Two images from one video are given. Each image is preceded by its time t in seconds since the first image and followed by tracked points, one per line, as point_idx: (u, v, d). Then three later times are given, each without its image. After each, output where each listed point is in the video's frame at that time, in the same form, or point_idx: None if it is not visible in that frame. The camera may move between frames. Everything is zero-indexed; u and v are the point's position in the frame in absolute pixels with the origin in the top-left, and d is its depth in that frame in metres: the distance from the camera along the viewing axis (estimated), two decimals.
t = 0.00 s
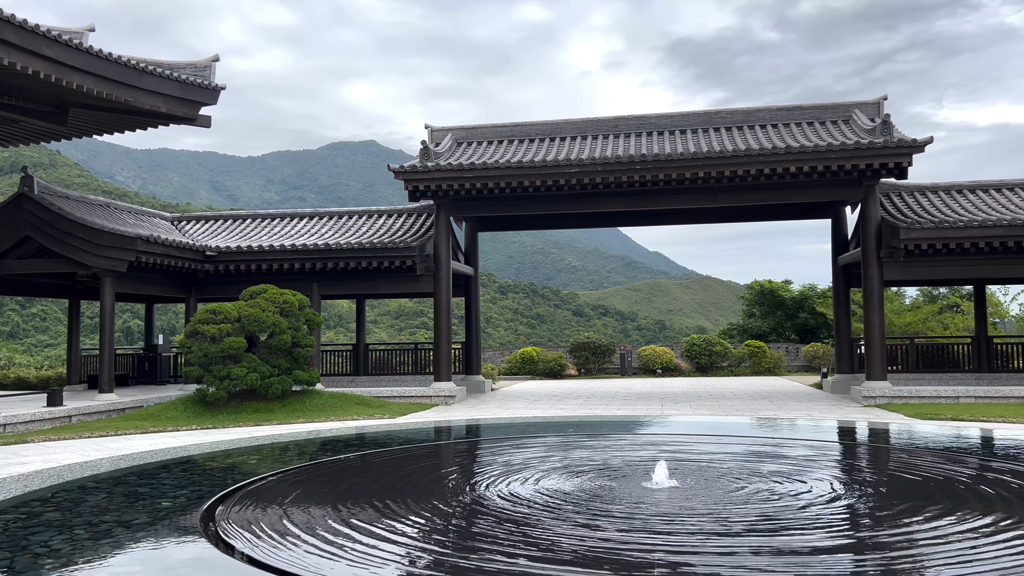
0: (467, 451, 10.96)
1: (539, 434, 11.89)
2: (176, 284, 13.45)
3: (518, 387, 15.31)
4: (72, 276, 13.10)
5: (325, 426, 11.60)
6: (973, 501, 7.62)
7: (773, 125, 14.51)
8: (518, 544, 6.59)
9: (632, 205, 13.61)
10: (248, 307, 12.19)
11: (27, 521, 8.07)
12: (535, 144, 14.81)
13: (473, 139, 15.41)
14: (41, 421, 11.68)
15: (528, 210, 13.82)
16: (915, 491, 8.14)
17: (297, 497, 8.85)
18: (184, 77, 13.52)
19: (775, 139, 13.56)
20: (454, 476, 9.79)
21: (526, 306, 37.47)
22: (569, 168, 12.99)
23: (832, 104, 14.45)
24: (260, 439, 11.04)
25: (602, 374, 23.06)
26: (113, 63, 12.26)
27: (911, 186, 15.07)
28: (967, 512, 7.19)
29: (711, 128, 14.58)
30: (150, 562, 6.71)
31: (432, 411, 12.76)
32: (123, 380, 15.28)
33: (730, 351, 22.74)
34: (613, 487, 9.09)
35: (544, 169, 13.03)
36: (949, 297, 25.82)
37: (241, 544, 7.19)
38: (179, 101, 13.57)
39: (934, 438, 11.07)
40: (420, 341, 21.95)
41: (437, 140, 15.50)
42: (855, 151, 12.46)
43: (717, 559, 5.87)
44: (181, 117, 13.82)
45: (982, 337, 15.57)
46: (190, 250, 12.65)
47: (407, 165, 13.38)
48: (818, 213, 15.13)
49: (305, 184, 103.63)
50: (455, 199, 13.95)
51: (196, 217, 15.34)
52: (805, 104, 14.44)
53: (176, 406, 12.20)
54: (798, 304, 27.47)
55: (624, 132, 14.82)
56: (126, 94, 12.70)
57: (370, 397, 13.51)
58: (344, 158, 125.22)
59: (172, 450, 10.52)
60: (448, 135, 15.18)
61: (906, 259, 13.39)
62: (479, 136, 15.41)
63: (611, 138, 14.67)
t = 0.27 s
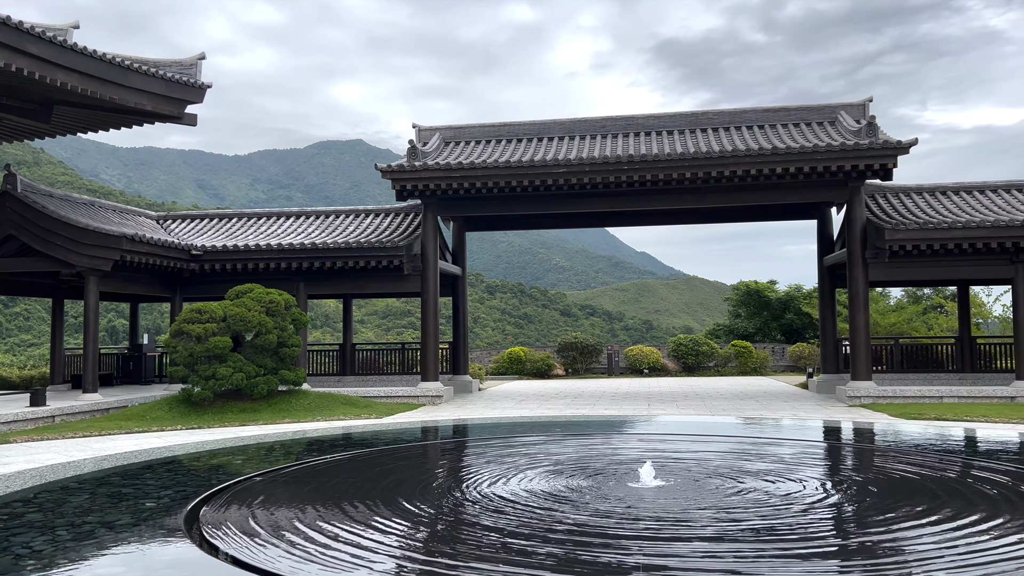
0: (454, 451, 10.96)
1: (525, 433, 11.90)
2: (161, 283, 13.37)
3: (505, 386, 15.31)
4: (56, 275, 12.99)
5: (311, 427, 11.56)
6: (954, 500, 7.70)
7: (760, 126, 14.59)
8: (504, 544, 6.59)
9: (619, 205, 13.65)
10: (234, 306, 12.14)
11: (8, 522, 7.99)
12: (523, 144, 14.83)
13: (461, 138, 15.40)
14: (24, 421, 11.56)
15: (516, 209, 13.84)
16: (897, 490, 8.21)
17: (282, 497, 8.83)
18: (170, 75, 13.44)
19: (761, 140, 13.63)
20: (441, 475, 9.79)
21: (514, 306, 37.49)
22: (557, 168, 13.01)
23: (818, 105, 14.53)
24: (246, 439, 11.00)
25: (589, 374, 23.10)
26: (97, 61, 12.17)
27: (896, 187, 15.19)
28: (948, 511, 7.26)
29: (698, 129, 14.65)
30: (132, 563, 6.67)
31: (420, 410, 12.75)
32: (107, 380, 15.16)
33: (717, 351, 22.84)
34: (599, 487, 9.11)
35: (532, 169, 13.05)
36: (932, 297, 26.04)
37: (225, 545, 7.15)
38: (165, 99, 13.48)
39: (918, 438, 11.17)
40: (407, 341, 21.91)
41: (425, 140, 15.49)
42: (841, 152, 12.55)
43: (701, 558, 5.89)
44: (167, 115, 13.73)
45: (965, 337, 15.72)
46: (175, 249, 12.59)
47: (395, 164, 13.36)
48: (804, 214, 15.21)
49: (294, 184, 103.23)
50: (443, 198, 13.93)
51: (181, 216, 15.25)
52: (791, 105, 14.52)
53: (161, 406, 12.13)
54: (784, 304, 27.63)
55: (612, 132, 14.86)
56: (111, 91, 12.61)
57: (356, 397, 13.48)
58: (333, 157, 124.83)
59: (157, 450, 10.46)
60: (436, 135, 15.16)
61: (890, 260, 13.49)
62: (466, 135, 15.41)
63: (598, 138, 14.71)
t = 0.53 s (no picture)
0: (442, 450, 10.96)
1: (513, 433, 11.91)
2: (147, 282, 13.30)
3: (494, 386, 15.32)
4: (42, 274, 12.89)
5: (298, 427, 11.54)
6: (938, 499, 7.75)
7: (747, 127, 14.65)
8: (490, 544, 6.59)
9: (608, 205, 13.68)
10: (221, 306, 12.10)
11: None
12: (512, 144, 14.84)
13: (449, 138, 15.40)
14: (8, 421, 11.47)
15: (504, 209, 13.84)
16: (882, 490, 8.27)
17: (268, 497, 8.80)
18: (157, 73, 13.37)
19: (749, 141, 13.69)
20: (428, 475, 9.78)
21: (503, 306, 37.50)
22: (545, 168, 13.02)
23: (805, 107, 14.61)
24: (232, 439, 10.96)
25: (577, 374, 23.15)
26: (83, 59, 12.09)
27: (883, 188, 15.29)
28: (932, 510, 7.32)
29: (686, 129, 14.70)
30: (116, 564, 6.63)
31: (408, 411, 12.73)
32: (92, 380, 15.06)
33: (705, 351, 22.92)
34: (585, 487, 9.13)
35: (521, 169, 13.06)
36: (918, 298, 26.23)
37: (210, 545, 7.12)
38: (151, 98, 13.41)
39: (903, 437, 11.25)
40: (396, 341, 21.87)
41: (413, 139, 15.47)
42: (827, 153, 12.63)
43: (685, 558, 5.92)
44: (153, 114, 13.66)
45: (951, 338, 15.84)
46: (161, 248, 12.53)
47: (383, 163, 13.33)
48: (791, 215, 15.29)
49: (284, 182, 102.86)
50: (432, 198, 13.92)
51: (168, 215, 15.17)
52: (778, 106, 14.59)
53: (147, 406, 12.07)
54: (771, 304, 27.75)
55: (600, 133, 14.89)
56: (97, 89, 12.53)
57: (344, 397, 13.46)
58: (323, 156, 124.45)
59: (142, 450, 10.41)
60: (424, 135, 15.15)
61: (877, 260, 13.57)
62: (455, 135, 15.40)
63: (586, 138, 14.73)
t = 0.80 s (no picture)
0: (430, 450, 10.96)
1: (502, 433, 11.92)
2: (134, 282, 13.22)
3: (483, 386, 15.32)
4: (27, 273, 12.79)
5: (286, 427, 11.50)
6: (922, 498, 7.82)
7: (735, 127, 14.72)
8: (476, 544, 6.59)
9: (597, 205, 13.71)
10: (209, 306, 12.05)
11: None
12: (501, 143, 14.84)
13: (438, 138, 15.39)
14: None
15: (494, 209, 13.84)
16: (867, 489, 8.33)
17: (255, 497, 8.77)
18: (144, 71, 13.30)
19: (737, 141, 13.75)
20: (415, 475, 9.78)
21: (492, 306, 37.50)
22: (535, 168, 13.03)
23: (793, 108, 14.69)
24: (220, 439, 10.92)
25: (566, 374, 23.18)
26: (70, 56, 12.01)
27: (870, 189, 15.38)
28: (916, 509, 7.37)
29: (674, 130, 14.75)
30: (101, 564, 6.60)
31: (396, 411, 12.72)
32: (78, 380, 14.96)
33: (693, 351, 23.00)
34: (572, 486, 9.14)
35: (510, 169, 13.06)
36: (904, 298, 26.41)
37: (196, 546, 7.09)
38: (138, 96, 13.34)
39: (889, 437, 11.33)
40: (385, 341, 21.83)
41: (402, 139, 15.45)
42: (815, 155, 12.70)
43: (671, 557, 5.94)
44: (141, 112, 13.58)
45: (937, 338, 15.96)
46: (148, 247, 12.47)
47: (372, 163, 13.31)
48: (779, 215, 15.36)
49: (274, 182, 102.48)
50: (421, 198, 13.91)
51: (155, 214, 15.09)
52: (767, 107, 14.66)
53: (134, 407, 12.00)
54: (759, 305, 27.87)
55: (589, 133, 14.92)
56: (84, 87, 12.45)
57: (332, 397, 13.43)
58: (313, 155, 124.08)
59: (129, 450, 10.36)
60: (413, 134, 15.13)
61: (864, 261, 13.66)
62: (444, 135, 15.39)
63: (575, 139, 14.76)
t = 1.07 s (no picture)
0: (417, 450, 10.95)
1: (490, 433, 11.92)
2: (121, 281, 13.15)
3: (472, 386, 15.33)
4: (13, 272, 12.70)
5: (274, 426, 11.47)
6: (907, 497, 7.87)
7: (724, 128, 14.77)
8: (462, 544, 6.60)
9: (586, 205, 13.73)
10: (196, 305, 12.01)
11: None
12: (490, 143, 14.85)
13: (428, 137, 15.37)
14: None
15: (483, 209, 13.84)
16: (853, 488, 8.38)
17: (242, 497, 8.76)
18: (132, 69, 13.22)
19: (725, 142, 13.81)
20: (403, 474, 9.78)
21: (482, 306, 37.48)
22: (524, 168, 13.04)
23: (781, 109, 14.76)
24: (207, 439, 10.88)
25: (555, 374, 23.19)
26: (56, 54, 11.93)
27: (858, 190, 15.48)
28: (901, 508, 7.42)
29: (663, 130, 14.79)
30: (85, 565, 6.57)
31: (385, 410, 12.70)
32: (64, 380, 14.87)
33: (682, 351, 23.07)
34: (560, 486, 9.16)
35: (499, 168, 13.06)
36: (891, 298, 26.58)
37: (183, 547, 7.06)
38: (126, 94, 13.26)
39: (875, 436, 11.41)
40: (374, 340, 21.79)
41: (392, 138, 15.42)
42: (802, 156, 12.77)
43: (656, 556, 5.97)
44: (128, 110, 13.50)
45: (923, 337, 16.08)
46: (136, 246, 12.41)
47: (361, 162, 13.29)
48: (768, 215, 15.43)
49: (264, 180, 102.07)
50: (411, 197, 13.89)
51: (143, 213, 15.02)
52: (755, 108, 14.72)
53: (121, 407, 11.93)
54: (748, 305, 27.98)
55: (579, 133, 14.94)
56: (70, 85, 12.37)
57: (320, 397, 13.40)
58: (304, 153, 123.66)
59: (116, 451, 10.30)
60: (403, 134, 15.12)
61: (851, 261, 13.74)
62: (434, 134, 15.38)
63: (565, 139, 14.78)
